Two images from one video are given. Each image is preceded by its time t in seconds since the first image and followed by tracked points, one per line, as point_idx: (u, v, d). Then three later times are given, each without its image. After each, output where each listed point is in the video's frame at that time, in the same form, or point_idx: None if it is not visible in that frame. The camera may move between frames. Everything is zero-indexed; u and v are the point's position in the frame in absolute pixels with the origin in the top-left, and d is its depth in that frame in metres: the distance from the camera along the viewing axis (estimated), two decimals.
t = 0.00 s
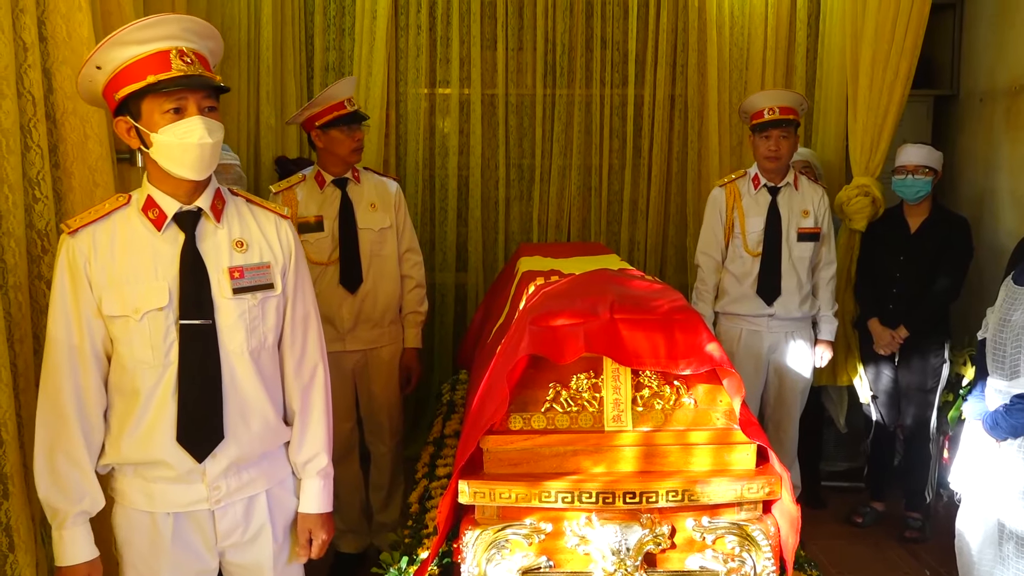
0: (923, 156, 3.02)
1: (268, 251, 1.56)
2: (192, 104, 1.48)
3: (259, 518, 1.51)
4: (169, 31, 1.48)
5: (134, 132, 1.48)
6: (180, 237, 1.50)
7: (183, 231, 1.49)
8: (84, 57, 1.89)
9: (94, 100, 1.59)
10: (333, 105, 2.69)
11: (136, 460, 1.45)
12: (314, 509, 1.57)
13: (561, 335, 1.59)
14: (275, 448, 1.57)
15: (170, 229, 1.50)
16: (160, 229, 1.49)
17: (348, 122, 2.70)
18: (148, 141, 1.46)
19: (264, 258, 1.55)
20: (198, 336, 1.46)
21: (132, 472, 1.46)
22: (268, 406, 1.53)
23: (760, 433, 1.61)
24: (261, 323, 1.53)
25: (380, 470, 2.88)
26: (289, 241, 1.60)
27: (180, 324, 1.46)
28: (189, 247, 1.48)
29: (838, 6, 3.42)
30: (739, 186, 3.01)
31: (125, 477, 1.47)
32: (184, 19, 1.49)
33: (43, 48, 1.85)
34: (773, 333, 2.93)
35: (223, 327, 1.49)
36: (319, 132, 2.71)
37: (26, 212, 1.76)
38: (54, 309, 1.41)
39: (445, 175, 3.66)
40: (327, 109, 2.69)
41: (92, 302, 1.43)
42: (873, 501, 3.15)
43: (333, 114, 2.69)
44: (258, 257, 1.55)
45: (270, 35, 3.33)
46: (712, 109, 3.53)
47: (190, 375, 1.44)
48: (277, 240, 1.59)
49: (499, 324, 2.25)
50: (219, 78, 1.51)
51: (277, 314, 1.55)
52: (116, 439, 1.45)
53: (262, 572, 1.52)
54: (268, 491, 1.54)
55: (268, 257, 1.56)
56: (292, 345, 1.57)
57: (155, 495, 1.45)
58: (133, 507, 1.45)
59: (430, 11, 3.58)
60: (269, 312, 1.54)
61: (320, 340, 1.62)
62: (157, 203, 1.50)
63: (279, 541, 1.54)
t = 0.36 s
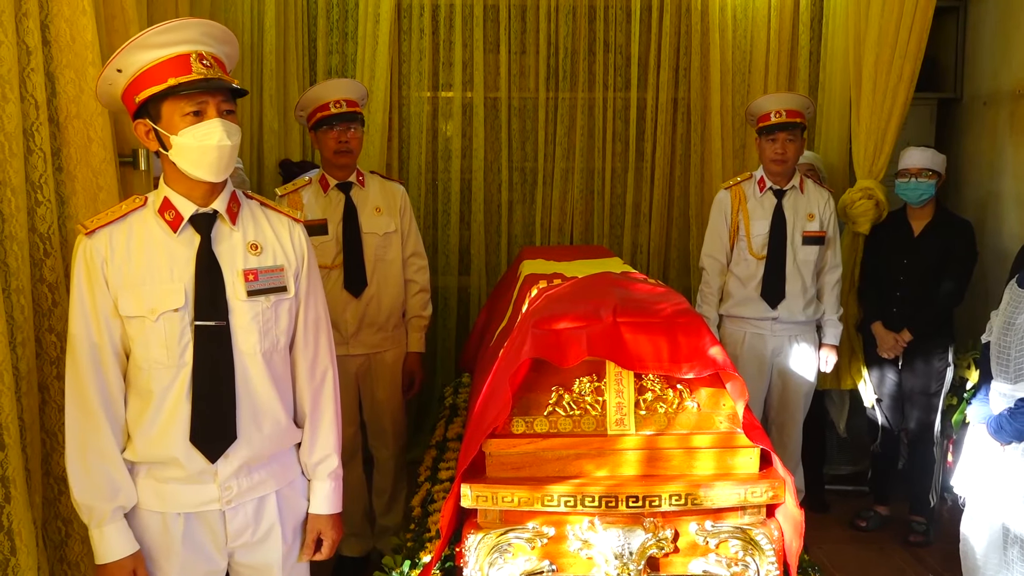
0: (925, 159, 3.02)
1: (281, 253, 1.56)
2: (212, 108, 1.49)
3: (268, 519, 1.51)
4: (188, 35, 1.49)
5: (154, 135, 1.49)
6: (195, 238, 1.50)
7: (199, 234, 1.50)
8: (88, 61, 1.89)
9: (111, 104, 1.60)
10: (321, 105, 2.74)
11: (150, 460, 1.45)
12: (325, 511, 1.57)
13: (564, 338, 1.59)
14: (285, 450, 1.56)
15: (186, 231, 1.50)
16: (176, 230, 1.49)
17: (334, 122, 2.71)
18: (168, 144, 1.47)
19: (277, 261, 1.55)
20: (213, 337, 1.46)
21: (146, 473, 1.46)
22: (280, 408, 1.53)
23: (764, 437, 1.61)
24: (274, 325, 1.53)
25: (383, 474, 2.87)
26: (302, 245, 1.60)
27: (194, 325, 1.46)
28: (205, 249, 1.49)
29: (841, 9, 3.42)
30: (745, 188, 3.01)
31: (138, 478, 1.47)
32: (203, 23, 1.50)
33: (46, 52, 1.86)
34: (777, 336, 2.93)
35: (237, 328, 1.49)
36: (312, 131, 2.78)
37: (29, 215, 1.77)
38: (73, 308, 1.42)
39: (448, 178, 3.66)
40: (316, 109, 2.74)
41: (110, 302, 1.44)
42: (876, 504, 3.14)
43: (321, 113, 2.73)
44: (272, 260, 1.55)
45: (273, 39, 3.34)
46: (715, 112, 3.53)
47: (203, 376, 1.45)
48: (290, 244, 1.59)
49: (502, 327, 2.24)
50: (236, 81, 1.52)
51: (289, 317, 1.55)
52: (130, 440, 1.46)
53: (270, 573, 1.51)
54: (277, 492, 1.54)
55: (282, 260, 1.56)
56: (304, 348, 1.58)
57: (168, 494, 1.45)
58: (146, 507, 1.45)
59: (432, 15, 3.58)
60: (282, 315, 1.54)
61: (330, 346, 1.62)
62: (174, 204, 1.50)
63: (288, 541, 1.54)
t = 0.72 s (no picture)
0: (928, 159, 3.01)
1: (284, 253, 1.56)
2: (211, 111, 1.48)
3: (273, 520, 1.51)
4: (192, 37, 1.49)
5: (154, 136, 1.49)
6: (199, 239, 1.50)
7: (203, 234, 1.50)
8: (89, 62, 1.89)
9: (117, 102, 1.60)
10: (327, 106, 2.74)
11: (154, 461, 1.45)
12: (332, 508, 1.57)
13: (565, 339, 1.58)
14: (289, 451, 1.56)
15: (189, 232, 1.50)
16: (180, 231, 1.49)
17: (340, 121, 2.71)
18: (167, 146, 1.47)
19: (280, 261, 1.55)
20: (215, 337, 1.46)
21: (149, 473, 1.46)
22: (284, 409, 1.53)
23: (767, 439, 1.60)
24: (277, 326, 1.52)
25: (384, 475, 2.87)
26: (305, 246, 1.60)
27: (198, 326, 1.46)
28: (209, 249, 1.49)
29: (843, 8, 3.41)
30: (747, 189, 3.00)
31: (141, 479, 1.46)
32: (207, 25, 1.49)
33: (46, 53, 1.85)
34: (780, 337, 2.92)
35: (241, 329, 1.49)
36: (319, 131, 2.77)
37: (30, 216, 1.76)
38: (76, 309, 1.42)
39: (450, 179, 3.66)
40: (322, 110, 2.74)
41: (113, 303, 1.44)
42: (879, 505, 3.14)
43: (326, 114, 2.73)
44: (275, 260, 1.55)
45: (274, 40, 3.33)
46: (717, 112, 3.53)
47: (207, 376, 1.44)
48: (293, 244, 1.59)
49: (504, 328, 2.24)
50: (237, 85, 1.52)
51: (292, 318, 1.55)
52: (134, 441, 1.45)
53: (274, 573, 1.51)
54: (281, 493, 1.53)
55: (285, 260, 1.56)
56: (308, 348, 1.57)
57: (172, 495, 1.44)
58: (150, 508, 1.45)
59: (434, 15, 3.58)
60: (286, 315, 1.54)
61: (334, 346, 1.62)
62: (177, 205, 1.50)
63: (292, 541, 1.54)
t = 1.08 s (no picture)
0: (929, 167, 3.01)
1: (284, 262, 1.55)
2: (212, 121, 1.48)
3: (269, 530, 1.49)
4: (193, 46, 1.48)
5: (154, 144, 1.49)
6: (198, 247, 1.50)
7: (201, 241, 1.49)
8: (88, 69, 1.89)
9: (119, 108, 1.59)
10: (331, 112, 2.75)
11: (148, 469, 1.44)
12: (329, 519, 1.55)
13: (565, 348, 1.57)
14: (287, 460, 1.55)
15: (188, 239, 1.50)
16: (179, 239, 1.49)
17: (345, 127, 2.71)
18: (167, 154, 1.47)
19: (280, 270, 1.54)
20: (212, 346, 1.45)
21: (143, 482, 1.45)
22: (281, 418, 1.51)
23: (769, 449, 1.60)
24: (276, 334, 1.51)
25: (384, 484, 2.86)
26: (305, 255, 1.59)
27: (196, 333, 1.45)
28: (207, 257, 1.48)
29: (844, 15, 3.41)
30: (750, 196, 3.00)
31: (136, 488, 1.45)
32: (208, 35, 1.49)
33: (45, 60, 1.85)
34: (782, 345, 2.90)
35: (238, 337, 1.48)
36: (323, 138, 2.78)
37: (28, 224, 1.76)
38: (72, 315, 1.41)
39: (451, 186, 3.65)
40: (327, 116, 2.75)
41: (109, 309, 1.43)
42: (881, 514, 3.13)
43: (332, 120, 2.74)
44: (273, 268, 1.54)
45: (275, 47, 3.33)
46: (718, 119, 3.52)
47: (203, 385, 1.43)
48: (292, 253, 1.58)
49: (504, 336, 2.23)
50: (239, 94, 1.52)
51: (291, 326, 1.54)
52: (130, 448, 1.44)
53: None
54: (277, 504, 1.52)
55: (284, 269, 1.55)
56: (307, 357, 1.56)
57: (166, 504, 1.43)
58: (143, 517, 1.44)
59: (435, 23, 3.58)
60: (284, 323, 1.52)
61: (333, 355, 1.61)
62: (176, 213, 1.49)
63: (288, 552, 1.53)
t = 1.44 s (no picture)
0: (934, 190, 2.98)
1: (282, 287, 1.52)
2: (216, 145, 1.45)
3: (262, 563, 1.44)
4: (200, 70, 1.46)
5: (156, 166, 1.46)
6: (196, 270, 1.47)
7: (199, 264, 1.46)
8: (82, 91, 1.87)
9: (121, 129, 1.57)
10: (333, 135, 2.73)
11: (138, 499, 1.39)
12: (324, 552, 1.50)
13: (566, 375, 1.53)
14: (283, 491, 1.51)
15: (186, 262, 1.47)
16: (177, 262, 1.46)
17: (347, 150, 2.69)
18: (169, 176, 1.44)
19: (278, 295, 1.51)
20: (207, 372, 1.41)
21: (133, 512, 1.40)
22: (276, 448, 1.47)
23: (775, 481, 1.55)
24: (273, 361, 1.47)
25: (383, 512, 2.81)
26: (304, 281, 1.56)
27: (191, 358, 1.41)
28: (205, 281, 1.45)
29: (846, 38, 3.39)
30: (755, 220, 2.98)
31: (125, 518, 1.41)
32: (215, 58, 1.47)
33: (39, 83, 1.84)
34: (787, 370, 2.86)
35: (235, 364, 1.44)
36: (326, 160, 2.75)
37: (17, 249, 1.73)
38: (65, 337, 1.37)
39: (452, 210, 3.63)
40: (329, 139, 2.73)
41: (102, 332, 1.40)
42: (890, 543, 3.06)
43: (334, 143, 2.72)
44: (272, 294, 1.50)
45: (276, 70, 3.33)
46: (721, 142, 3.50)
47: (197, 412, 1.39)
48: (292, 279, 1.54)
49: (504, 361, 2.19)
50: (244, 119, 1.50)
51: (289, 353, 1.50)
52: (120, 477, 1.40)
53: None
54: (271, 535, 1.47)
55: (282, 294, 1.51)
56: (304, 385, 1.52)
57: (155, 536, 1.39)
58: (132, 548, 1.39)
59: (436, 46, 3.57)
60: (282, 350, 1.49)
61: (330, 385, 1.57)
62: (175, 235, 1.47)
63: None
